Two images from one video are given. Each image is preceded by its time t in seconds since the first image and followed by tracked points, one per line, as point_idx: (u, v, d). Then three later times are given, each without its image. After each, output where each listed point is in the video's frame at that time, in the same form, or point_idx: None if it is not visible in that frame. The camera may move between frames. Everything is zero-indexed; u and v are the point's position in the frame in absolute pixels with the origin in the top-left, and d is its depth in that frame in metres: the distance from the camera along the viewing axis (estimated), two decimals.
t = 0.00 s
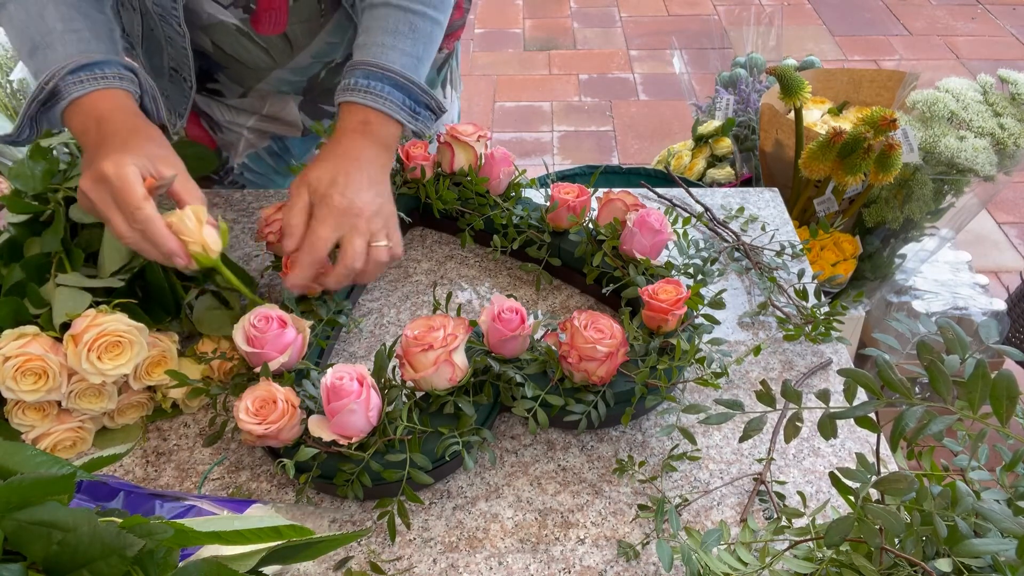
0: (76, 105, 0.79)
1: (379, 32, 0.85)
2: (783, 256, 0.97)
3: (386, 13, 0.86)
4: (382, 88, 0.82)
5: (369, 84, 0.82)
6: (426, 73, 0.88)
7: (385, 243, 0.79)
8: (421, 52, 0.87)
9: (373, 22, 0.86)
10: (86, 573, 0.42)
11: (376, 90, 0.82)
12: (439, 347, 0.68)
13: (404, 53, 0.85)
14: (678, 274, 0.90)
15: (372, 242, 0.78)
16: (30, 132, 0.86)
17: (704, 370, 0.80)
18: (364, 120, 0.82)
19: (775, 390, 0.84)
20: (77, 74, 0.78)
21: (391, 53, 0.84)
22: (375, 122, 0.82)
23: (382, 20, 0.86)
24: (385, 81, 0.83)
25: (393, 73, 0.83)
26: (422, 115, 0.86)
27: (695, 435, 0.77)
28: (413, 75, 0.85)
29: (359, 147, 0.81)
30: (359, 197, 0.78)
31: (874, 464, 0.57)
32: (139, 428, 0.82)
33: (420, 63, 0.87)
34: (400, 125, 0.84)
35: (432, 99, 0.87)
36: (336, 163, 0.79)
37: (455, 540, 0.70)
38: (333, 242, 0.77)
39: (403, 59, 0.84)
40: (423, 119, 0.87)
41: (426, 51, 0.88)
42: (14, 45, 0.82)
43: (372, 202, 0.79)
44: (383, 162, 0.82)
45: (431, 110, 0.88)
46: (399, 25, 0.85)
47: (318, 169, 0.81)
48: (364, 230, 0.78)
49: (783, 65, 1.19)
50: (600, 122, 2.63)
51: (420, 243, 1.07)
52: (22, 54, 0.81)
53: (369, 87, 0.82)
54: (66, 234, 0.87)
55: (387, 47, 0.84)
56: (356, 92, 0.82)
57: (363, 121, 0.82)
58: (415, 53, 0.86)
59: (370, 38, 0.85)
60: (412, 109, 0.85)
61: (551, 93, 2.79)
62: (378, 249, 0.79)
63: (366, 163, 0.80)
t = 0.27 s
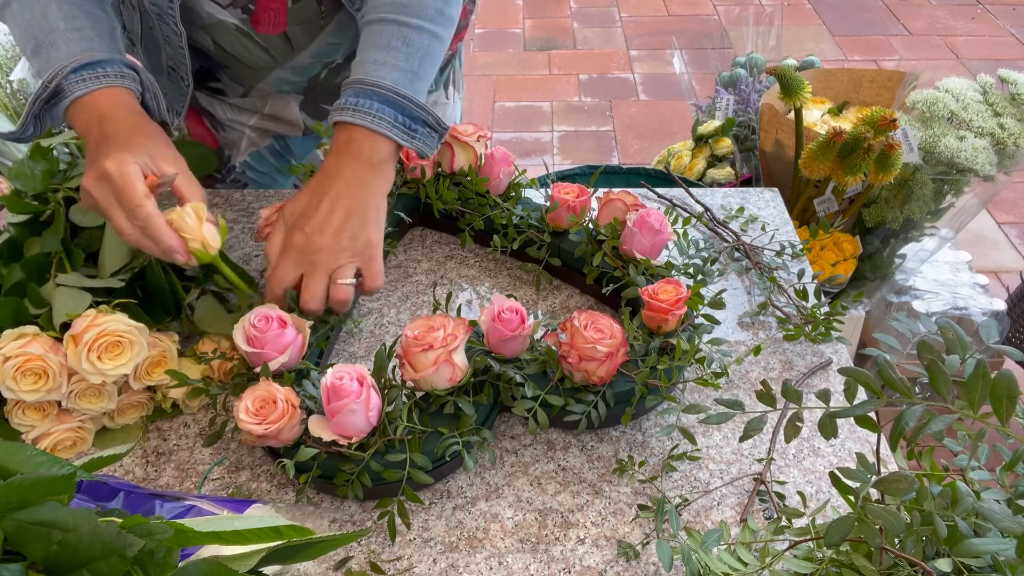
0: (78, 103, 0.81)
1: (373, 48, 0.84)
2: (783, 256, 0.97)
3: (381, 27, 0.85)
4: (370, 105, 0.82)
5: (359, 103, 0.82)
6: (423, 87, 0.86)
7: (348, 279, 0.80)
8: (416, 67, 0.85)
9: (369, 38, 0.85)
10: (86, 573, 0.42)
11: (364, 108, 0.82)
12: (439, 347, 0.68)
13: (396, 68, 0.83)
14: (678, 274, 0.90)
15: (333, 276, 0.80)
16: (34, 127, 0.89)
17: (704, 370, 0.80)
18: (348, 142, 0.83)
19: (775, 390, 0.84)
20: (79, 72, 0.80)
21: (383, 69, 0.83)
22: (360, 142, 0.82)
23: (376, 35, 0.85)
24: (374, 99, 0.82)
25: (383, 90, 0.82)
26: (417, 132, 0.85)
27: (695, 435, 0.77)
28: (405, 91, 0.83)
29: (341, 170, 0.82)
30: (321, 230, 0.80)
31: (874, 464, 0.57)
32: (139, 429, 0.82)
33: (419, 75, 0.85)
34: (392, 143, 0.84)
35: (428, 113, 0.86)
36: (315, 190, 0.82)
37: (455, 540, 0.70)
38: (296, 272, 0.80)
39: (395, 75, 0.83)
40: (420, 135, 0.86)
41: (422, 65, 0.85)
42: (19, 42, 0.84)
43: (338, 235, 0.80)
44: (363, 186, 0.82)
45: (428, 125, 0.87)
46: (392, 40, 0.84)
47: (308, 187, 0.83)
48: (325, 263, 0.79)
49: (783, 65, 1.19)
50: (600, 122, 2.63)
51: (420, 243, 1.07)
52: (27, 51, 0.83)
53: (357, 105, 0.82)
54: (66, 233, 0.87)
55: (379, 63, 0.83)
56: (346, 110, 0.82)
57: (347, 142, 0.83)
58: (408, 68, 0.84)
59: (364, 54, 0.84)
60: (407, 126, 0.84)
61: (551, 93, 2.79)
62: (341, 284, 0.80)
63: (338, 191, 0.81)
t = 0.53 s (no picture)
0: (89, 110, 0.81)
1: (385, 55, 0.85)
2: (782, 256, 0.97)
3: (392, 34, 0.86)
4: (382, 112, 0.82)
5: (370, 109, 0.82)
6: (435, 91, 0.86)
7: (347, 288, 0.81)
8: (428, 71, 0.85)
9: (380, 46, 0.86)
10: (86, 573, 0.42)
11: (376, 115, 0.82)
12: (439, 347, 0.69)
13: (407, 73, 0.84)
14: (678, 274, 0.90)
15: (334, 283, 0.80)
16: (43, 135, 0.88)
17: (704, 370, 0.80)
18: (359, 148, 0.83)
19: (775, 390, 0.84)
20: (90, 79, 0.80)
21: (393, 75, 0.83)
22: (370, 147, 0.82)
23: (387, 42, 0.86)
24: (386, 105, 0.82)
25: (395, 95, 0.82)
26: (430, 137, 0.85)
27: (695, 435, 0.77)
28: (417, 96, 0.83)
29: (351, 174, 0.82)
30: (325, 234, 0.80)
31: (874, 464, 0.57)
32: (139, 429, 0.82)
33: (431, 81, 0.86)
34: (405, 148, 0.84)
35: (441, 118, 0.86)
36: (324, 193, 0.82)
37: (454, 540, 0.70)
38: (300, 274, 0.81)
39: (407, 80, 0.83)
40: (434, 139, 0.86)
41: (434, 70, 0.86)
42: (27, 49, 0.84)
43: (342, 241, 0.79)
44: (372, 192, 0.81)
45: (441, 130, 0.87)
46: (403, 45, 0.85)
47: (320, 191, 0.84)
48: (327, 270, 0.80)
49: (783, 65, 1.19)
50: (600, 122, 2.63)
51: (420, 243, 1.07)
52: (35, 58, 0.83)
53: (369, 112, 0.82)
54: (66, 234, 0.87)
55: (390, 70, 0.84)
56: (358, 118, 0.82)
57: (358, 148, 0.83)
58: (420, 73, 0.85)
59: (376, 62, 0.85)
60: (419, 130, 0.84)
61: (551, 93, 2.79)
62: (341, 292, 0.81)
63: (346, 197, 0.81)
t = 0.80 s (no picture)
0: (114, 135, 0.82)
1: (397, 54, 0.85)
2: (782, 256, 0.97)
3: (403, 33, 0.86)
4: (397, 110, 0.82)
5: (385, 107, 0.82)
6: (448, 90, 0.87)
7: (354, 278, 0.82)
8: (441, 69, 0.86)
9: (390, 45, 0.86)
10: (86, 573, 0.42)
11: (392, 113, 0.82)
12: (439, 347, 0.69)
13: (421, 72, 0.84)
14: (678, 274, 0.90)
15: (345, 273, 0.82)
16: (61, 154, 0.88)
17: (704, 370, 0.80)
18: (374, 144, 0.83)
19: (775, 390, 0.84)
20: (114, 104, 0.80)
21: (407, 74, 0.83)
22: (386, 144, 0.82)
23: (399, 41, 0.86)
24: (401, 104, 0.82)
25: (409, 94, 0.82)
26: (444, 134, 0.85)
27: (695, 435, 0.77)
28: (432, 94, 0.84)
29: (367, 170, 0.82)
30: (340, 224, 0.79)
31: (874, 464, 0.57)
32: (139, 429, 0.82)
33: (443, 80, 0.86)
34: (420, 146, 0.84)
35: (455, 116, 0.86)
36: (339, 186, 0.82)
37: (454, 540, 0.70)
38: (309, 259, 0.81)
39: (420, 79, 0.84)
40: (447, 138, 0.86)
41: (446, 68, 0.86)
42: (45, 68, 0.83)
43: (357, 232, 0.80)
44: (387, 188, 0.82)
45: (455, 127, 0.87)
46: (415, 45, 0.85)
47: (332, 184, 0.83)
48: (339, 261, 0.80)
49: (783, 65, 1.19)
50: (600, 122, 2.63)
51: (420, 243, 1.07)
52: (54, 78, 0.83)
53: (384, 110, 0.82)
54: (66, 234, 0.87)
55: (403, 68, 0.84)
56: (373, 116, 0.82)
57: (374, 145, 0.83)
58: (433, 71, 0.85)
59: (387, 61, 0.85)
60: (434, 130, 0.84)
61: (551, 93, 2.79)
62: (349, 282, 0.83)
63: (361, 191, 0.81)
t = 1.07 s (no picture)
0: (106, 125, 0.81)
1: (400, 54, 0.85)
2: (782, 256, 0.97)
3: (406, 33, 0.86)
4: (402, 110, 0.82)
5: (390, 107, 0.82)
6: (450, 90, 0.87)
7: (368, 275, 0.82)
8: (444, 70, 0.86)
9: (393, 45, 0.86)
10: (86, 573, 0.42)
11: (396, 113, 0.82)
12: (439, 347, 0.69)
13: (425, 72, 0.84)
14: (678, 274, 0.90)
15: (357, 270, 0.81)
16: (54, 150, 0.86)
17: (704, 370, 0.80)
18: (379, 143, 0.83)
19: (775, 391, 0.84)
20: (107, 94, 0.80)
21: (411, 74, 0.83)
22: (392, 142, 0.83)
23: (402, 41, 0.86)
24: (405, 104, 0.83)
25: (413, 94, 0.83)
26: (447, 134, 0.85)
27: (695, 435, 0.77)
28: (435, 94, 0.84)
29: (373, 168, 0.82)
30: (352, 220, 0.79)
31: (874, 464, 0.57)
32: (139, 428, 0.82)
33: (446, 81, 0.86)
34: (424, 145, 0.84)
35: (457, 116, 0.86)
36: (345, 184, 0.82)
37: (454, 540, 0.70)
38: (322, 256, 0.80)
39: (424, 79, 0.84)
40: (450, 137, 0.86)
41: (449, 69, 0.86)
42: (40, 63, 0.83)
43: (369, 228, 0.79)
44: (394, 186, 0.82)
45: (457, 127, 0.87)
46: (418, 46, 0.85)
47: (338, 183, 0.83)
48: (353, 258, 0.80)
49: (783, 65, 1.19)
50: (600, 122, 2.63)
51: (420, 243, 1.07)
52: (49, 71, 0.83)
53: (389, 110, 0.82)
54: (66, 234, 0.87)
55: (407, 69, 0.84)
56: (377, 116, 0.82)
57: (379, 143, 0.83)
58: (436, 72, 0.85)
59: (391, 61, 0.85)
60: (437, 129, 0.84)
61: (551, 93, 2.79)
62: (362, 278, 0.82)
63: (369, 189, 0.81)
